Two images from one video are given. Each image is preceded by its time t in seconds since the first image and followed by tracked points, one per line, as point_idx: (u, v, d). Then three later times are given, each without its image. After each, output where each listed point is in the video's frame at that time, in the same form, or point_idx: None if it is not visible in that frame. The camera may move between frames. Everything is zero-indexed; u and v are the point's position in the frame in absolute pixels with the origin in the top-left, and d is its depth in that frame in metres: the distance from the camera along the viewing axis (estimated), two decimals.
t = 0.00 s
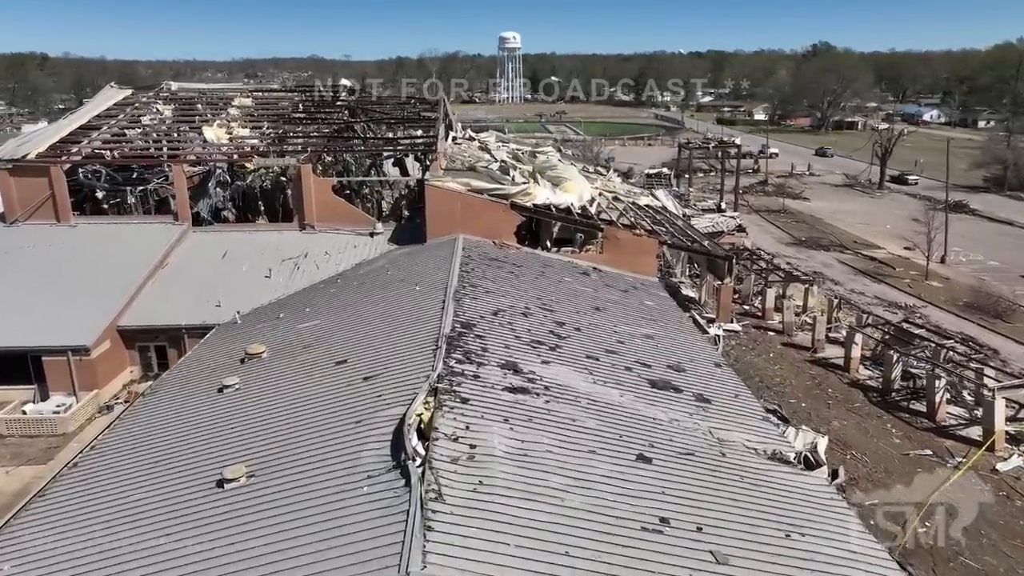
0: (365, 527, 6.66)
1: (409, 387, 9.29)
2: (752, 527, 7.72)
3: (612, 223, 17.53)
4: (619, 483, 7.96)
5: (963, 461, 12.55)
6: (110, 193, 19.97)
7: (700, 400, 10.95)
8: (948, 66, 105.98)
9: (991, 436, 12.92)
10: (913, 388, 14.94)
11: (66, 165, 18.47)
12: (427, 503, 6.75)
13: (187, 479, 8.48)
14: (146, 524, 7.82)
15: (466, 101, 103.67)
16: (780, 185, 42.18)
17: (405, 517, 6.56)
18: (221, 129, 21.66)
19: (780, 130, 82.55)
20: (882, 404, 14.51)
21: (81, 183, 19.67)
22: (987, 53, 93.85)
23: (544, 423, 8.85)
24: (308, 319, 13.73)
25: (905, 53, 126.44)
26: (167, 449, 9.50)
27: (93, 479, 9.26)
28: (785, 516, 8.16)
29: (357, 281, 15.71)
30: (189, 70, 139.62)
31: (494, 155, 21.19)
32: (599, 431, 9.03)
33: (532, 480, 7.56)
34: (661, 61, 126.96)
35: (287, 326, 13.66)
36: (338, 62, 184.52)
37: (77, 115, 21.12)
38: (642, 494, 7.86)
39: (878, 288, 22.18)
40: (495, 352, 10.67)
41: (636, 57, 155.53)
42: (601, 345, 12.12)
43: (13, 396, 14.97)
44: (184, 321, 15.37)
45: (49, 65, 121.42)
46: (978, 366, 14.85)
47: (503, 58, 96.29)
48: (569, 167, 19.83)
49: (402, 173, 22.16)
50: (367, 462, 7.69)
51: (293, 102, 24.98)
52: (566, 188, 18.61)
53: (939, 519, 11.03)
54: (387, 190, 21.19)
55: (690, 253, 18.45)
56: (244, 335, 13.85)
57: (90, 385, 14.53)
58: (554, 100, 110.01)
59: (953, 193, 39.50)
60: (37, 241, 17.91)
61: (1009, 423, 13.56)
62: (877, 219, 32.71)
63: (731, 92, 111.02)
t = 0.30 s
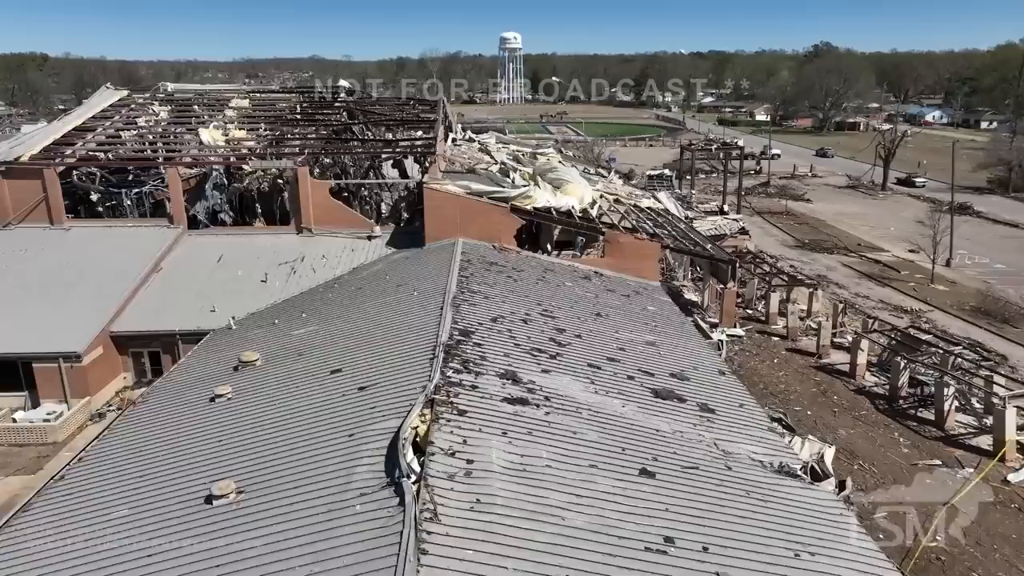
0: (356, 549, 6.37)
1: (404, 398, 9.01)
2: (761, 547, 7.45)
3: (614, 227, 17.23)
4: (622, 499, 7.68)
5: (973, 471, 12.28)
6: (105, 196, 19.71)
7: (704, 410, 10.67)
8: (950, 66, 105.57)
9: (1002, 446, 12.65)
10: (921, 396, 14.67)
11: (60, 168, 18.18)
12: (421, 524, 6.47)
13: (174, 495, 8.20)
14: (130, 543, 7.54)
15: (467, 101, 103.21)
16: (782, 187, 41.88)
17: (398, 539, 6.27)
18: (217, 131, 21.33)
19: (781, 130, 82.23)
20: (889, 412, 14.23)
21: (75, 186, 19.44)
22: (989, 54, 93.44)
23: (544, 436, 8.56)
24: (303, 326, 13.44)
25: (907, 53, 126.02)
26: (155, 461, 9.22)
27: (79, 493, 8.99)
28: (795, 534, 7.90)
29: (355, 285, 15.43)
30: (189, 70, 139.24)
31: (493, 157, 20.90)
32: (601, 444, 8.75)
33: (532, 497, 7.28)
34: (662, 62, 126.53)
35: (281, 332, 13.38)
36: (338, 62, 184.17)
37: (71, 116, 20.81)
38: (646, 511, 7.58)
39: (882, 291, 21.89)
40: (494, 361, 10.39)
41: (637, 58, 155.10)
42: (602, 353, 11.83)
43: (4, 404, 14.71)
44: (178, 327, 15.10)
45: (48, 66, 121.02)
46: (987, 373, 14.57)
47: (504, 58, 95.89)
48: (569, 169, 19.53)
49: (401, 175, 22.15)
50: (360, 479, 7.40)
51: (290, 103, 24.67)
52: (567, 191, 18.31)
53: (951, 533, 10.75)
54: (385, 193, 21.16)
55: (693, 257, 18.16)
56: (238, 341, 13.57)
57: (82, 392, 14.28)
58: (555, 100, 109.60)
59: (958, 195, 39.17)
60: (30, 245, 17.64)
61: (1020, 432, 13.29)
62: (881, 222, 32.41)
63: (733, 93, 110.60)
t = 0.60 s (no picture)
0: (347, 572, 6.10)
1: (399, 409, 8.72)
2: (769, 566, 7.19)
3: (615, 230, 16.95)
4: (625, 516, 7.41)
5: (983, 481, 12.03)
6: (100, 198, 19.46)
7: (708, 420, 10.40)
8: (953, 66, 105.10)
9: (1012, 455, 12.40)
10: (929, 403, 14.40)
11: (53, 170, 17.95)
12: (416, 545, 6.19)
13: (161, 510, 7.93)
14: (115, 561, 7.28)
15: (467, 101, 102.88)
16: (785, 187, 41.58)
17: (391, 562, 6.00)
18: (213, 132, 21.11)
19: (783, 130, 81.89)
20: (896, 419, 13.96)
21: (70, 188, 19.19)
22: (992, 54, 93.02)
23: (544, 449, 8.28)
24: (299, 331, 13.17)
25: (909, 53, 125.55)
26: (143, 474, 8.95)
27: (65, 507, 8.73)
28: (804, 552, 7.64)
29: (352, 289, 15.16)
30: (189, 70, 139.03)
31: (493, 158, 20.62)
32: (603, 457, 8.48)
33: (531, 514, 7.01)
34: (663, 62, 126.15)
35: (276, 338, 13.11)
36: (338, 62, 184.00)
37: (65, 116, 20.57)
38: (649, 528, 7.31)
39: (887, 294, 21.62)
40: (493, 369, 10.12)
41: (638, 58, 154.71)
42: (604, 360, 11.56)
43: None
44: (172, 331, 14.84)
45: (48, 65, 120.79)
46: (995, 380, 14.30)
47: (505, 58, 95.56)
48: (570, 171, 19.25)
49: (401, 176, 21.77)
50: (353, 496, 7.13)
51: (287, 104, 24.39)
52: (568, 193, 18.08)
53: (962, 545, 10.49)
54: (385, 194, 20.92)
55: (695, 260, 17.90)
56: (233, 347, 13.30)
57: (73, 399, 14.05)
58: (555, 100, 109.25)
59: (962, 195, 38.84)
60: (23, 247, 17.38)
61: None
62: (884, 223, 32.12)
63: (734, 92, 110.20)
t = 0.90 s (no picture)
0: None
1: (395, 420, 8.46)
2: None
3: (617, 233, 16.68)
4: (628, 534, 7.15)
5: (994, 492, 11.76)
6: (95, 200, 19.20)
7: (713, 430, 10.14)
8: (956, 66, 104.67)
9: None
10: (937, 410, 14.12)
11: (48, 172, 17.71)
12: (409, 568, 5.92)
13: (149, 526, 7.68)
14: None
15: (468, 101, 102.60)
16: (788, 188, 41.29)
17: None
18: (210, 133, 20.85)
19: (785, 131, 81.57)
20: (905, 427, 13.69)
21: (65, 190, 18.91)
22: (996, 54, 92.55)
23: (545, 463, 8.01)
24: (294, 337, 12.91)
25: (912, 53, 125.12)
26: (132, 486, 8.70)
27: (51, 521, 8.49)
28: (814, 572, 7.37)
29: (350, 294, 14.90)
30: (190, 70, 139.08)
31: (493, 160, 20.35)
32: (605, 471, 8.21)
33: (530, 533, 6.75)
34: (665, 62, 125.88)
35: (271, 344, 12.85)
36: (340, 62, 184.12)
37: (60, 118, 20.34)
38: (654, 547, 7.05)
39: (893, 298, 21.34)
40: (492, 379, 9.86)
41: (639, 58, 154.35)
42: (605, 368, 11.29)
43: None
44: (167, 337, 14.59)
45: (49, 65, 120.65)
46: (1005, 388, 14.03)
47: (506, 58, 95.33)
48: (571, 172, 18.98)
49: (400, 178, 21.82)
50: (345, 514, 6.86)
51: (285, 104, 24.15)
52: (569, 195, 17.75)
53: (974, 559, 10.22)
54: (385, 196, 20.76)
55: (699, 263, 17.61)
56: (228, 353, 13.04)
57: (65, 405, 13.82)
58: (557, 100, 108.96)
59: (967, 197, 38.51)
60: (16, 251, 17.13)
61: None
62: (889, 225, 31.83)
63: (736, 92, 109.82)
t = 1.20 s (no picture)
0: None
1: (391, 434, 8.19)
2: None
3: (620, 237, 16.41)
4: (631, 554, 6.89)
5: (1006, 504, 11.49)
6: (91, 202, 18.96)
7: (719, 441, 9.88)
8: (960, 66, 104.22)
9: None
10: (946, 419, 13.85)
11: (42, 174, 17.45)
12: None
13: (136, 545, 7.44)
14: None
15: (470, 101, 102.35)
16: (791, 190, 41.00)
17: None
18: (207, 135, 20.59)
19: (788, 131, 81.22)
20: (913, 436, 13.41)
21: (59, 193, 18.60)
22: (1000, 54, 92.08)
23: (546, 478, 7.75)
24: (290, 344, 12.65)
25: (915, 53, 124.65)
26: (120, 501, 8.45)
27: (37, 538, 8.24)
28: None
29: (347, 299, 14.64)
30: (192, 70, 139.06)
31: (494, 161, 20.09)
32: (608, 486, 7.95)
33: (531, 554, 6.48)
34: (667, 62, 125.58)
35: (267, 351, 12.60)
36: (342, 62, 184.16)
37: (55, 119, 20.07)
38: (658, 568, 6.79)
39: (899, 302, 21.05)
40: (492, 389, 9.59)
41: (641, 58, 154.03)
42: (608, 376, 11.03)
43: None
44: (161, 343, 14.33)
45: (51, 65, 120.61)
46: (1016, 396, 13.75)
47: (508, 58, 95.09)
48: (573, 174, 18.69)
49: (400, 180, 21.60)
50: (337, 536, 6.60)
51: (284, 105, 23.91)
52: (570, 198, 17.46)
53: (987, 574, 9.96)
54: (385, 198, 20.46)
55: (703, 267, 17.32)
56: (223, 360, 12.78)
57: (57, 412, 13.58)
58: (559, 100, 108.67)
59: (973, 198, 38.17)
60: (10, 254, 16.90)
61: None
62: (894, 227, 31.53)
63: (738, 92, 109.48)
